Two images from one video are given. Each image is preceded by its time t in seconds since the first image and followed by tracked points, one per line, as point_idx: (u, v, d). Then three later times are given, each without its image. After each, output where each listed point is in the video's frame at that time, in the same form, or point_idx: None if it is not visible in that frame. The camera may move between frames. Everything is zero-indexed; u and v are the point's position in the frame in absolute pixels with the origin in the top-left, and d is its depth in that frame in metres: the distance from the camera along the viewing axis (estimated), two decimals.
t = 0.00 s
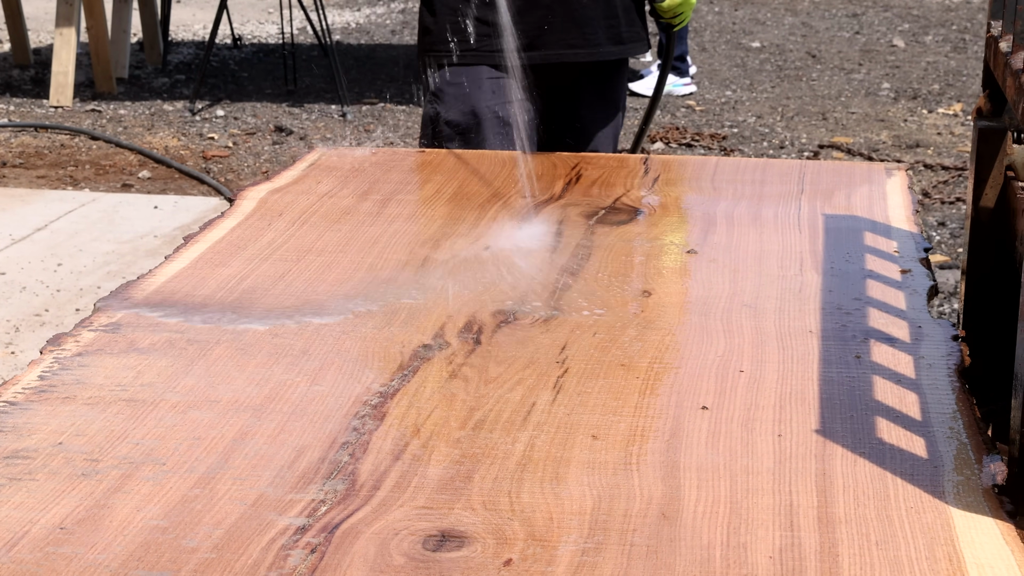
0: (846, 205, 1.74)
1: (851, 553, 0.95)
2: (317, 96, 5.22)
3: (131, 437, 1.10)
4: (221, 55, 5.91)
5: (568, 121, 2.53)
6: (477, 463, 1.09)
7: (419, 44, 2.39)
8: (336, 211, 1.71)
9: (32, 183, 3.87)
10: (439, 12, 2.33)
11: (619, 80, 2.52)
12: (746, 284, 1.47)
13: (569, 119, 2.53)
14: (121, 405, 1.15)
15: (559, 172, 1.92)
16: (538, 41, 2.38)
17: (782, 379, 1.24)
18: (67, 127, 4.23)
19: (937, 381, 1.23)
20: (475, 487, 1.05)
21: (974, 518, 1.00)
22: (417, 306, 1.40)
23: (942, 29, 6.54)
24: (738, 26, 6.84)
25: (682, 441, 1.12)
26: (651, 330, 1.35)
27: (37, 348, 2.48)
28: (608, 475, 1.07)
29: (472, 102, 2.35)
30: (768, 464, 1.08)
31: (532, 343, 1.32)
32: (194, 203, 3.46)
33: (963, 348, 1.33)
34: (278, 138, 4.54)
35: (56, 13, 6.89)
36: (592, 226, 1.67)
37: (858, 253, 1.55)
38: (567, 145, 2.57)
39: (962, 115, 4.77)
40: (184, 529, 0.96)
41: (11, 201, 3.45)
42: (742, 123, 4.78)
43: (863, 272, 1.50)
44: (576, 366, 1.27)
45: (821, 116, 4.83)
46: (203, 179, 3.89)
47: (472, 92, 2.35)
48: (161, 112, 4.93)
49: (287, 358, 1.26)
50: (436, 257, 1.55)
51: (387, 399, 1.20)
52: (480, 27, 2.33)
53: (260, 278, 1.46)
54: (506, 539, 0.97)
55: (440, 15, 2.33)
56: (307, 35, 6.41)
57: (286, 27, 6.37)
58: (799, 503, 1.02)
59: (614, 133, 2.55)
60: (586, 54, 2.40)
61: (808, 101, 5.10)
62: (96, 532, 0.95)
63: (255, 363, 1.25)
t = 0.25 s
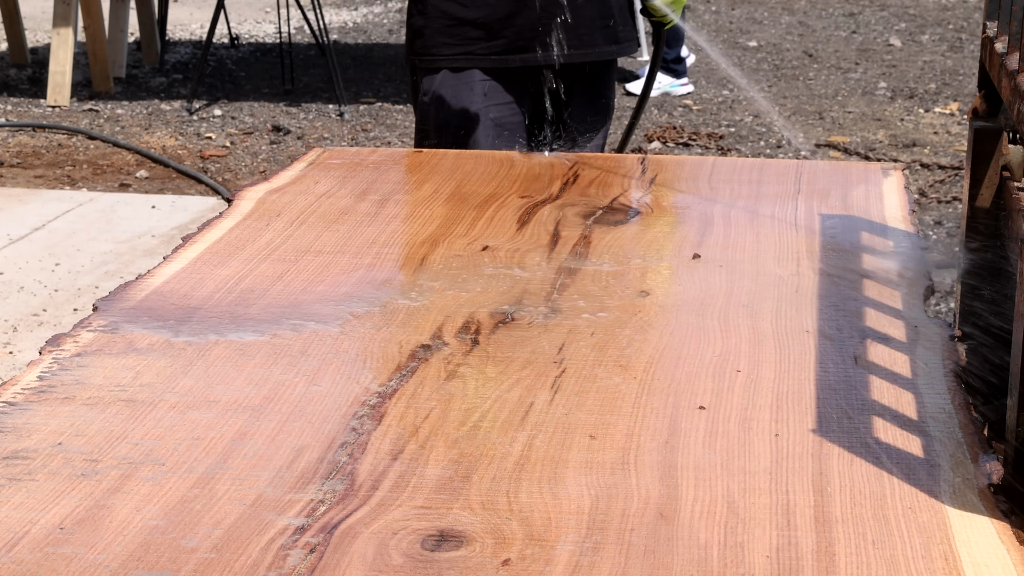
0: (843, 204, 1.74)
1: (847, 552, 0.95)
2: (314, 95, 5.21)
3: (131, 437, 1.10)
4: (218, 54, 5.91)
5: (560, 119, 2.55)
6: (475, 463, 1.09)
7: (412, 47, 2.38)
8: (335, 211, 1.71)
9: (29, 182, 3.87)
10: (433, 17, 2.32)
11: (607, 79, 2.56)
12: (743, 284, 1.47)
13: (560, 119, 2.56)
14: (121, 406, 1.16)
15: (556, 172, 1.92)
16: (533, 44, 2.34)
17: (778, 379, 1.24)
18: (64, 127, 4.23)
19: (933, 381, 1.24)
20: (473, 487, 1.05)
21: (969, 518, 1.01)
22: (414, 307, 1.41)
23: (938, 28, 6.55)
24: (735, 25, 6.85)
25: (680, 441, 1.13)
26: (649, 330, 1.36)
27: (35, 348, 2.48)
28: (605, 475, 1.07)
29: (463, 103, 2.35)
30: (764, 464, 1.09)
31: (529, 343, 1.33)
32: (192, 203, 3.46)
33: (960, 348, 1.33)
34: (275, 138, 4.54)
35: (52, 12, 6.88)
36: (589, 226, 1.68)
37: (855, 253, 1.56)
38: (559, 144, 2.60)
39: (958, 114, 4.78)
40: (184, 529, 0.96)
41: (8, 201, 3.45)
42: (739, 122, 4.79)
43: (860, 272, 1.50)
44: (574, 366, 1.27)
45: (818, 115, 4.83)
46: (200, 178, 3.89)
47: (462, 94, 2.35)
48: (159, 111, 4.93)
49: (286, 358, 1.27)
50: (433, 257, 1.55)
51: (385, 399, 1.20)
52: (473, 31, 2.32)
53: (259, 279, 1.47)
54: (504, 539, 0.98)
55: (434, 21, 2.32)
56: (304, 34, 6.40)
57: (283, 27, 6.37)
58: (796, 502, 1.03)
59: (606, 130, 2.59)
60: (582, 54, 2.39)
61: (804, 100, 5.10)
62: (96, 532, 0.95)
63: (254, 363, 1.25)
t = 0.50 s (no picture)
0: (841, 204, 1.75)
1: (847, 551, 0.96)
2: (313, 95, 5.21)
3: (132, 437, 1.10)
4: (217, 54, 5.91)
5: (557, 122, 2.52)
6: (475, 463, 1.09)
7: (405, 50, 2.36)
8: (334, 211, 1.71)
9: (28, 182, 3.86)
10: (429, 21, 2.29)
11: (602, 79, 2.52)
12: (742, 284, 1.48)
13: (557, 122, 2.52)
14: (122, 406, 1.16)
15: (555, 172, 1.92)
16: (529, 47, 2.35)
17: (777, 379, 1.25)
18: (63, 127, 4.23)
19: (932, 380, 1.24)
20: (474, 486, 1.06)
21: (968, 517, 1.01)
22: (414, 307, 1.41)
23: (936, 26, 6.55)
24: (733, 24, 6.85)
25: (679, 441, 1.13)
26: (648, 330, 1.36)
27: (35, 348, 2.48)
28: (605, 474, 1.08)
29: (461, 107, 2.33)
30: (764, 463, 1.09)
31: (529, 342, 1.33)
32: (191, 203, 3.46)
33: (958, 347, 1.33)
34: (274, 138, 4.55)
35: (51, 12, 6.88)
36: (588, 226, 1.68)
37: (853, 253, 1.56)
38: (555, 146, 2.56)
39: (956, 112, 4.78)
40: (185, 528, 0.97)
41: (7, 201, 3.45)
42: (738, 121, 4.79)
43: (859, 271, 1.50)
44: (573, 366, 1.28)
45: (817, 114, 4.84)
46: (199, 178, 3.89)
47: (460, 98, 2.33)
48: (158, 111, 4.93)
49: (286, 358, 1.27)
50: (433, 257, 1.56)
51: (385, 399, 1.20)
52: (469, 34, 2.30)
53: (259, 279, 1.47)
54: (505, 538, 0.98)
55: (430, 24, 2.30)
56: (302, 34, 6.40)
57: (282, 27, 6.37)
58: (795, 501, 1.03)
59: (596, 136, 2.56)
60: (578, 57, 2.39)
61: (803, 99, 5.10)
62: (98, 531, 0.96)
63: (254, 363, 1.26)
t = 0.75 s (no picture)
0: (839, 202, 1.75)
1: (844, 549, 0.96)
2: (311, 94, 5.22)
3: (131, 436, 1.10)
4: (215, 53, 5.90)
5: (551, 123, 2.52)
6: (474, 461, 1.09)
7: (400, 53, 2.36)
8: (333, 210, 1.72)
9: (27, 182, 3.86)
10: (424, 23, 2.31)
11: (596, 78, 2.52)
12: (739, 282, 1.48)
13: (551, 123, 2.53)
14: (121, 404, 1.16)
15: (554, 171, 1.92)
16: (525, 47, 2.34)
17: (775, 377, 1.25)
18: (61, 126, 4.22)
19: (929, 378, 1.24)
20: (472, 484, 1.06)
21: (965, 514, 1.01)
22: (413, 305, 1.41)
23: (934, 25, 6.56)
24: (731, 22, 6.86)
25: (677, 438, 1.13)
26: (646, 328, 1.36)
27: (34, 347, 2.48)
28: (604, 472, 1.08)
29: (457, 110, 2.35)
30: (762, 461, 1.09)
31: (527, 341, 1.33)
32: (189, 202, 3.46)
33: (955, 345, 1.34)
34: (272, 137, 4.55)
35: (49, 12, 6.88)
36: (587, 224, 1.68)
37: (851, 251, 1.56)
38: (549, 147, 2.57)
39: (954, 111, 4.78)
40: (184, 526, 0.97)
41: (6, 200, 3.45)
42: (736, 120, 4.79)
43: (856, 270, 1.51)
44: (572, 364, 1.28)
45: (815, 112, 4.84)
46: (198, 177, 3.89)
47: (456, 101, 2.35)
48: (156, 110, 4.93)
49: (285, 357, 1.27)
50: (431, 256, 1.56)
51: (384, 398, 1.20)
52: (465, 36, 2.31)
53: (258, 278, 1.47)
54: (504, 536, 0.98)
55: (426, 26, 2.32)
56: (301, 33, 6.40)
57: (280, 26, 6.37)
58: (793, 499, 1.03)
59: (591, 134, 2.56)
60: (574, 57, 2.40)
61: (801, 98, 5.11)
62: (97, 529, 0.96)
63: (253, 362, 1.26)
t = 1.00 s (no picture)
0: (838, 200, 1.75)
1: (844, 546, 0.96)
2: (309, 92, 5.21)
3: (131, 434, 1.10)
4: (213, 52, 5.90)
5: (546, 122, 2.52)
6: (474, 459, 1.09)
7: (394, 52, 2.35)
8: (332, 208, 1.71)
9: (25, 181, 3.86)
10: (420, 23, 2.29)
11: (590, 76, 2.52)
12: (738, 280, 1.48)
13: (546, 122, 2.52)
14: (120, 403, 1.16)
15: (553, 169, 1.92)
16: (522, 46, 2.34)
17: (775, 374, 1.25)
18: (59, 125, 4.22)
19: (929, 376, 1.24)
20: (472, 482, 1.06)
21: (966, 511, 1.01)
22: (413, 303, 1.41)
23: (932, 24, 6.56)
24: (729, 21, 6.86)
25: (677, 436, 1.13)
26: (645, 326, 1.36)
27: (33, 346, 2.47)
28: (604, 470, 1.08)
29: (452, 109, 2.35)
30: (762, 459, 1.09)
31: (527, 339, 1.33)
32: (188, 201, 3.45)
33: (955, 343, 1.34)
34: (271, 136, 4.54)
35: (47, 11, 6.87)
36: (586, 222, 1.68)
37: (850, 249, 1.57)
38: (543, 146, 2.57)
39: (952, 110, 4.79)
40: (185, 524, 0.97)
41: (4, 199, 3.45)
42: (734, 118, 4.80)
43: (855, 268, 1.51)
44: (571, 362, 1.28)
45: (812, 111, 4.84)
46: (196, 176, 3.88)
47: (452, 100, 2.35)
48: (154, 109, 4.93)
49: (284, 355, 1.27)
50: (430, 254, 1.56)
51: (383, 396, 1.20)
52: (461, 36, 2.31)
53: (257, 276, 1.47)
54: (504, 533, 0.98)
55: (422, 26, 2.30)
56: (298, 32, 6.39)
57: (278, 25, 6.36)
58: (793, 496, 1.04)
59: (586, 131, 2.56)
60: (571, 55, 2.40)
61: (799, 96, 5.11)
62: (97, 528, 0.96)
63: (253, 360, 1.26)
